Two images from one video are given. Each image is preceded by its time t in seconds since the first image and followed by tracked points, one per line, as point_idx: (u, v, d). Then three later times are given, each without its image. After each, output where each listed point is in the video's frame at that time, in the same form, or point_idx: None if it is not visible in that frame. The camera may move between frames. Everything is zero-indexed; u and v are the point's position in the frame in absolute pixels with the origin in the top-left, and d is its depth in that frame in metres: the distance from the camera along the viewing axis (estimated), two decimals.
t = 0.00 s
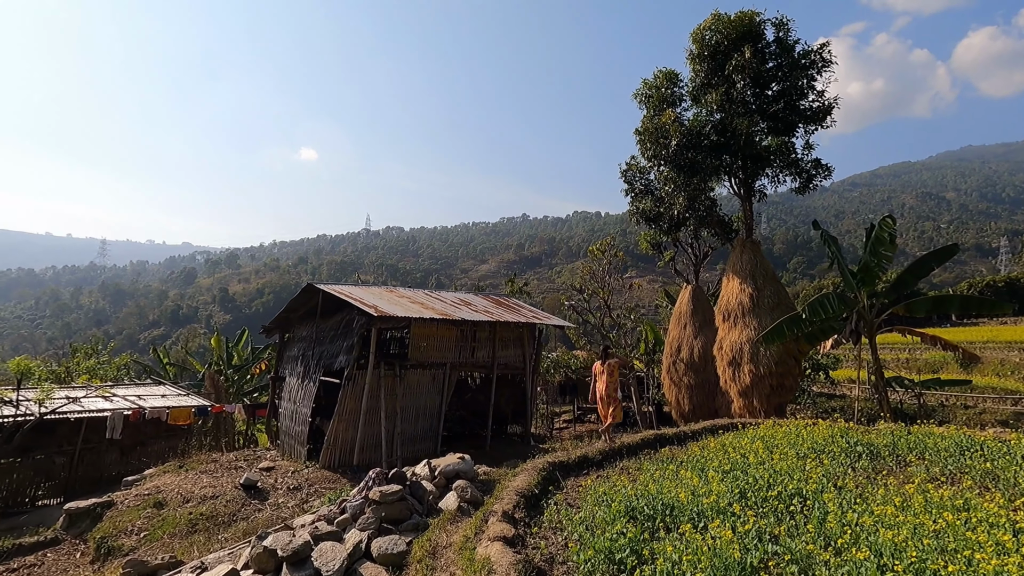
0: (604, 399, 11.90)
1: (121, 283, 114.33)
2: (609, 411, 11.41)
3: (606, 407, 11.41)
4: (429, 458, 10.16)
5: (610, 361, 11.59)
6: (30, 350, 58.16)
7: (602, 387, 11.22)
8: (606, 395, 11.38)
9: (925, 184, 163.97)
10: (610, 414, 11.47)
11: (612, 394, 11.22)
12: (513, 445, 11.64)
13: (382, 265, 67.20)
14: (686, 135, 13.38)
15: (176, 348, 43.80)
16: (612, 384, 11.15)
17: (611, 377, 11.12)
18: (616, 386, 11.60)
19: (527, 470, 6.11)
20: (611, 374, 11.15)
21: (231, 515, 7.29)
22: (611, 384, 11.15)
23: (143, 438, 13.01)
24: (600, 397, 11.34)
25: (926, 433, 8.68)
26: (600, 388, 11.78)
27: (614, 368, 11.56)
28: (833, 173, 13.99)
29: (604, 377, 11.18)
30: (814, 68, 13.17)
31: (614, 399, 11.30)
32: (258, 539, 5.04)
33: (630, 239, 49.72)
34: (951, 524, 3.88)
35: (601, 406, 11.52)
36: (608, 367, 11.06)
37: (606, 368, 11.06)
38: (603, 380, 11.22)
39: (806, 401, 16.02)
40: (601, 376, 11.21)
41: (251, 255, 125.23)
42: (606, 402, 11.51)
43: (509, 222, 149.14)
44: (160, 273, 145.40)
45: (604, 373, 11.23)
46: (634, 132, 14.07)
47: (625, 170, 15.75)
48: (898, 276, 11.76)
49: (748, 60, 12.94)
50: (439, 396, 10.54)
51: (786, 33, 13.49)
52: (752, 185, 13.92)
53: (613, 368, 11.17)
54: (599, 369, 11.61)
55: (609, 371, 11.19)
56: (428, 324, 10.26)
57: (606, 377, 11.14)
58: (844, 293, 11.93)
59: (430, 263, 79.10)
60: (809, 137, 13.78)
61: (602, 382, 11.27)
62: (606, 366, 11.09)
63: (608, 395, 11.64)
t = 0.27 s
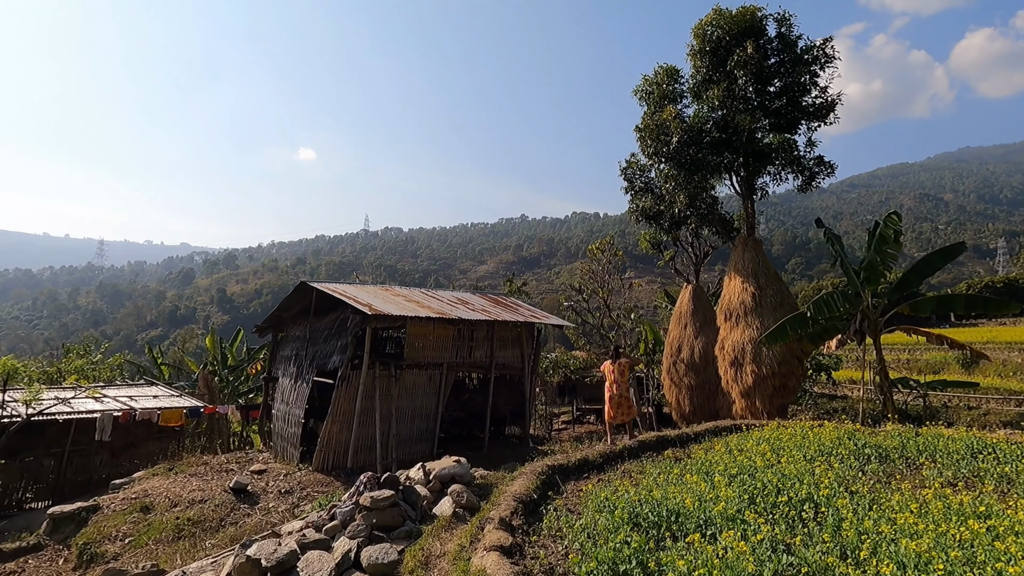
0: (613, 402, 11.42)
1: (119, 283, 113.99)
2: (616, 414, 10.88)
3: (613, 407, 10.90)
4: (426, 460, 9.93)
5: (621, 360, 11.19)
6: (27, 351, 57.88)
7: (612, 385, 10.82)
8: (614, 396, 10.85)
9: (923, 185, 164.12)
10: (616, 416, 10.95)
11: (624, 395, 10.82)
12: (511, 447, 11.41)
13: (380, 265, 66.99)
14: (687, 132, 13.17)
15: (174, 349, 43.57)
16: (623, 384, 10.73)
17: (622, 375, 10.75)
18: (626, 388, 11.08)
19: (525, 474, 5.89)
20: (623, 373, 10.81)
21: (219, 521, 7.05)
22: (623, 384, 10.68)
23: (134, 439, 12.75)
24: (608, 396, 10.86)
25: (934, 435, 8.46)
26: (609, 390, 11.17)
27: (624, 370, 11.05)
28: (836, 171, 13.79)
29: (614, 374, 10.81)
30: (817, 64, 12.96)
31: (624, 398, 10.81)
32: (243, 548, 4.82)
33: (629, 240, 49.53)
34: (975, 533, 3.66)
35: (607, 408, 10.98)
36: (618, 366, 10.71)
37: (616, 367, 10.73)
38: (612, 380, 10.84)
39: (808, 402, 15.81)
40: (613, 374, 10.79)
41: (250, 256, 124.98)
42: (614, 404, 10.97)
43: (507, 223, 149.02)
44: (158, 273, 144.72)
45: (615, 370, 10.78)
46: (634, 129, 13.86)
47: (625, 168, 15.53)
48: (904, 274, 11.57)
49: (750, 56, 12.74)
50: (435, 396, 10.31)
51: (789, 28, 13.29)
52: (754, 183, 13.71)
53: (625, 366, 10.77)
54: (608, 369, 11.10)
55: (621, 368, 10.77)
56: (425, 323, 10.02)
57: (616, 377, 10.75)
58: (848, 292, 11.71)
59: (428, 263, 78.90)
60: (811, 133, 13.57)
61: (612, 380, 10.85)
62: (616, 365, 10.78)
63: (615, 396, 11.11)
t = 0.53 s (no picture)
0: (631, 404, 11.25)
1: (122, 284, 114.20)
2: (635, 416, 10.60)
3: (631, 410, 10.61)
4: (426, 464, 9.70)
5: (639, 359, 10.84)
6: (30, 351, 57.90)
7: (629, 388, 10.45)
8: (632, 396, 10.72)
9: (927, 185, 163.39)
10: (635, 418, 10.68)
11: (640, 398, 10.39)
12: (514, 450, 11.16)
13: (382, 266, 66.87)
14: (693, 128, 12.91)
15: (176, 351, 43.44)
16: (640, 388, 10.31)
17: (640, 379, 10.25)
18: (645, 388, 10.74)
19: (528, 481, 5.65)
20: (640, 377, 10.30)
21: (212, 528, 6.82)
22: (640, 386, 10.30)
23: (131, 442, 12.54)
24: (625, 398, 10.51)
25: (951, 440, 8.20)
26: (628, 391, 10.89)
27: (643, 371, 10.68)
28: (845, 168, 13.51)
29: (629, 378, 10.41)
30: (826, 59, 12.69)
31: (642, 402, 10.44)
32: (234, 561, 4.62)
33: (632, 240, 49.29)
34: (1016, 551, 3.40)
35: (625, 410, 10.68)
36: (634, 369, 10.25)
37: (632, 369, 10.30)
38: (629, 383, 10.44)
39: (816, 404, 15.52)
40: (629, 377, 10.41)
41: (253, 257, 125.10)
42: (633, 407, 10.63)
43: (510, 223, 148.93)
44: (161, 274, 145.08)
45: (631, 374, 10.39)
46: (639, 125, 13.61)
47: (629, 166, 15.29)
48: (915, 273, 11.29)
49: (758, 51, 12.48)
50: (436, 399, 10.08)
51: (797, 23, 13.03)
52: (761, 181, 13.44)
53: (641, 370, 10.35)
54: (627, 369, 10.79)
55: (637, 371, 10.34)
56: (425, 323, 9.79)
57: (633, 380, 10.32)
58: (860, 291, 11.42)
59: (431, 264, 78.77)
60: (820, 130, 13.30)
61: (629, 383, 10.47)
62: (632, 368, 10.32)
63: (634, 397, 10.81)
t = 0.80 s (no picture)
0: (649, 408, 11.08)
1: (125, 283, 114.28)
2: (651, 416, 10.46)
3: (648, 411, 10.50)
4: (425, 467, 9.48)
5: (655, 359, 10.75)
6: (32, 350, 57.84)
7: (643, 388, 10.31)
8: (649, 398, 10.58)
9: (931, 185, 162.72)
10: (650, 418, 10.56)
11: (655, 398, 10.21)
12: (515, 452, 10.93)
13: (384, 265, 66.69)
14: (699, 124, 12.67)
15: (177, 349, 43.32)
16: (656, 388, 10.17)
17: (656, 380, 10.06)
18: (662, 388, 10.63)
19: (530, 488, 5.41)
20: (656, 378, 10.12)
21: (203, 534, 6.61)
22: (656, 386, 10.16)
23: (127, 443, 12.34)
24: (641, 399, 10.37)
25: (967, 443, 7.94)
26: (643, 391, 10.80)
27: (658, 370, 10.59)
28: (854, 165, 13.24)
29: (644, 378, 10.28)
30: (835, 53, 12.42)
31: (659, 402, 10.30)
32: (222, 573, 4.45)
33: (634, 239, 49.03)
34: None
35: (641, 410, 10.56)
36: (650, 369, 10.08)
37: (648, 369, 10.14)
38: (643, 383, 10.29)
39: (824, 406, 15.25)
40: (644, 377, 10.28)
41: (255, 256, 125.09)
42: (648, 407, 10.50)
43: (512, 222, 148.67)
44: (164, 273, 145.20)
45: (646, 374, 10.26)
46: (643, 121, 13.36)
47: (633, 162, 15.04)
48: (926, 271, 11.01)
49: (765, 45, 12.22)
50: (436, 400, 9.86)
51: (805, 16, 12.76)
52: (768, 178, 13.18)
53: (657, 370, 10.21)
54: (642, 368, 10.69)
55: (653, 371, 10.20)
56: (425, 323, 9.57)
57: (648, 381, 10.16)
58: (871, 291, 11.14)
59: (433, 263, 78.59)
60: (828, 126, 13.04)
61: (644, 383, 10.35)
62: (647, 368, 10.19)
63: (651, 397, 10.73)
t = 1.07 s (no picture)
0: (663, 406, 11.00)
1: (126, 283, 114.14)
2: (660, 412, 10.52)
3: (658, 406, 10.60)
4: (423, 469, 9.23)
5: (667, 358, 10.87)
6: (32, 350, 57.65)
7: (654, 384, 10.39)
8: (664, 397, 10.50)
9: (932, 185, 162.25)
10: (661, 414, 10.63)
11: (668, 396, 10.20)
12: (516, 454, 10.68)
13: (384, 265, 66.48)
14: (703, 119, 12.42)
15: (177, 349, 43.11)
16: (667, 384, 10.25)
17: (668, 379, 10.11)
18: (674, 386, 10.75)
19: (530, 492, 5.17)
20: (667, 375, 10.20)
21: (191, 539, 6.38)
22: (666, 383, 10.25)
23: (119, 443, 12.11)
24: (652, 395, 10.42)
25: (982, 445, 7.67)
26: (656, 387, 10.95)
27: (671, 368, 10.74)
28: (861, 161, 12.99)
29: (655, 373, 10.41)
30: (842, 46, 12.16)
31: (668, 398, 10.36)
32: None
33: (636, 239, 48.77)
34: None
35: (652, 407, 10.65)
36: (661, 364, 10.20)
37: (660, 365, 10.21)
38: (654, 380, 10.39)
39: (830, 406, 14.98)
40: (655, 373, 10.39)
41: (255, 256, 124.99)
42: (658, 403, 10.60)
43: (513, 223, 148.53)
44: (164, 273, 145.07)
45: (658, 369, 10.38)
46: (646, 116, 13.12)
47: (636, 158, 14.80)
48: (936, 268, 10.74)
49: (771, 37, 11.98)
50: (434, 400, 9.61)
51: (812, 9, 12.51)
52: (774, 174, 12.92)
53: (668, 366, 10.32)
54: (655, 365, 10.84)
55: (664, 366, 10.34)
56: (423, 321, 9.32)
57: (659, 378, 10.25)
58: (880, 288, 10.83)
59: (433, 263, 78.38)
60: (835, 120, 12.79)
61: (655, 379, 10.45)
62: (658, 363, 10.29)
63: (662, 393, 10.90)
